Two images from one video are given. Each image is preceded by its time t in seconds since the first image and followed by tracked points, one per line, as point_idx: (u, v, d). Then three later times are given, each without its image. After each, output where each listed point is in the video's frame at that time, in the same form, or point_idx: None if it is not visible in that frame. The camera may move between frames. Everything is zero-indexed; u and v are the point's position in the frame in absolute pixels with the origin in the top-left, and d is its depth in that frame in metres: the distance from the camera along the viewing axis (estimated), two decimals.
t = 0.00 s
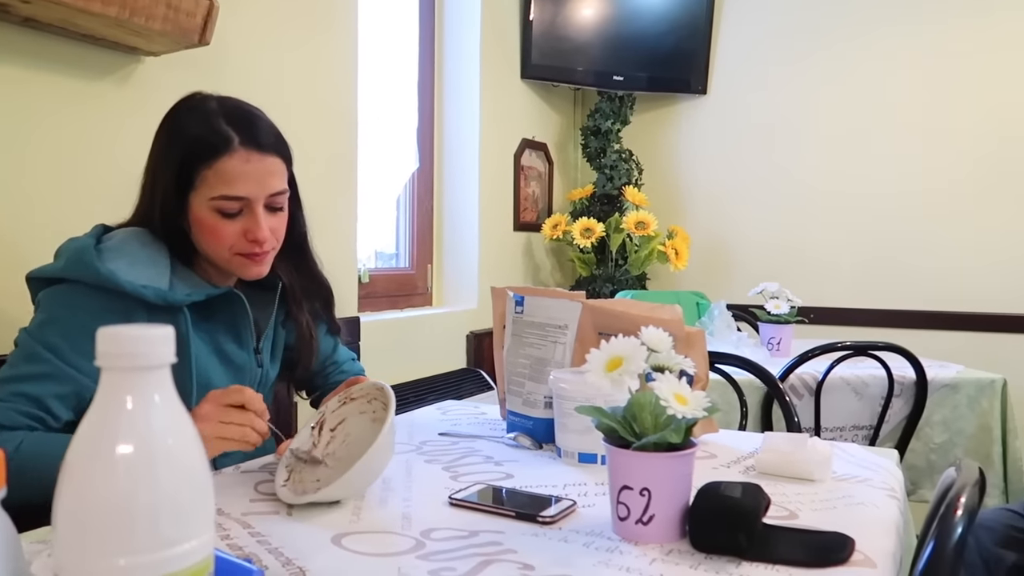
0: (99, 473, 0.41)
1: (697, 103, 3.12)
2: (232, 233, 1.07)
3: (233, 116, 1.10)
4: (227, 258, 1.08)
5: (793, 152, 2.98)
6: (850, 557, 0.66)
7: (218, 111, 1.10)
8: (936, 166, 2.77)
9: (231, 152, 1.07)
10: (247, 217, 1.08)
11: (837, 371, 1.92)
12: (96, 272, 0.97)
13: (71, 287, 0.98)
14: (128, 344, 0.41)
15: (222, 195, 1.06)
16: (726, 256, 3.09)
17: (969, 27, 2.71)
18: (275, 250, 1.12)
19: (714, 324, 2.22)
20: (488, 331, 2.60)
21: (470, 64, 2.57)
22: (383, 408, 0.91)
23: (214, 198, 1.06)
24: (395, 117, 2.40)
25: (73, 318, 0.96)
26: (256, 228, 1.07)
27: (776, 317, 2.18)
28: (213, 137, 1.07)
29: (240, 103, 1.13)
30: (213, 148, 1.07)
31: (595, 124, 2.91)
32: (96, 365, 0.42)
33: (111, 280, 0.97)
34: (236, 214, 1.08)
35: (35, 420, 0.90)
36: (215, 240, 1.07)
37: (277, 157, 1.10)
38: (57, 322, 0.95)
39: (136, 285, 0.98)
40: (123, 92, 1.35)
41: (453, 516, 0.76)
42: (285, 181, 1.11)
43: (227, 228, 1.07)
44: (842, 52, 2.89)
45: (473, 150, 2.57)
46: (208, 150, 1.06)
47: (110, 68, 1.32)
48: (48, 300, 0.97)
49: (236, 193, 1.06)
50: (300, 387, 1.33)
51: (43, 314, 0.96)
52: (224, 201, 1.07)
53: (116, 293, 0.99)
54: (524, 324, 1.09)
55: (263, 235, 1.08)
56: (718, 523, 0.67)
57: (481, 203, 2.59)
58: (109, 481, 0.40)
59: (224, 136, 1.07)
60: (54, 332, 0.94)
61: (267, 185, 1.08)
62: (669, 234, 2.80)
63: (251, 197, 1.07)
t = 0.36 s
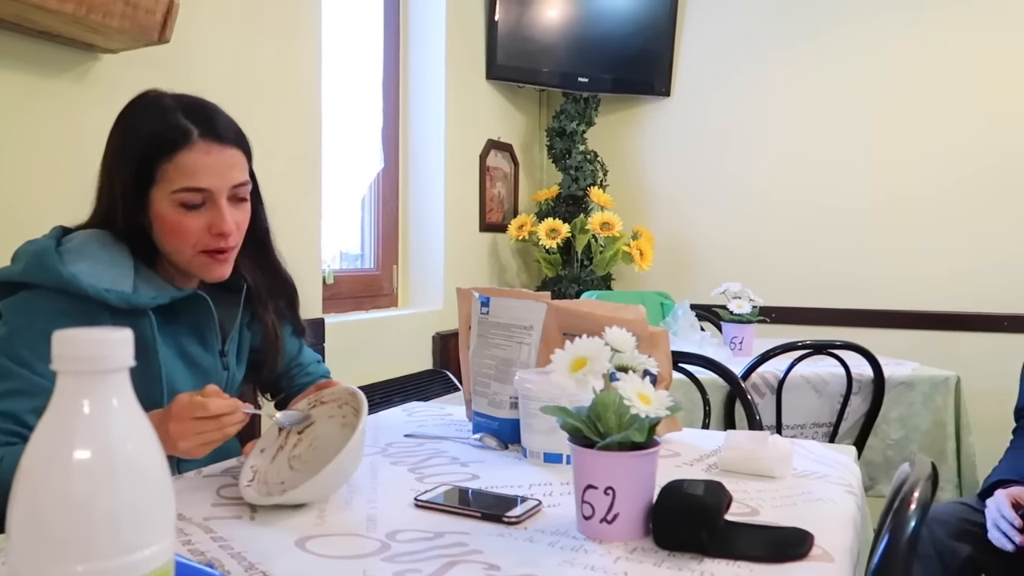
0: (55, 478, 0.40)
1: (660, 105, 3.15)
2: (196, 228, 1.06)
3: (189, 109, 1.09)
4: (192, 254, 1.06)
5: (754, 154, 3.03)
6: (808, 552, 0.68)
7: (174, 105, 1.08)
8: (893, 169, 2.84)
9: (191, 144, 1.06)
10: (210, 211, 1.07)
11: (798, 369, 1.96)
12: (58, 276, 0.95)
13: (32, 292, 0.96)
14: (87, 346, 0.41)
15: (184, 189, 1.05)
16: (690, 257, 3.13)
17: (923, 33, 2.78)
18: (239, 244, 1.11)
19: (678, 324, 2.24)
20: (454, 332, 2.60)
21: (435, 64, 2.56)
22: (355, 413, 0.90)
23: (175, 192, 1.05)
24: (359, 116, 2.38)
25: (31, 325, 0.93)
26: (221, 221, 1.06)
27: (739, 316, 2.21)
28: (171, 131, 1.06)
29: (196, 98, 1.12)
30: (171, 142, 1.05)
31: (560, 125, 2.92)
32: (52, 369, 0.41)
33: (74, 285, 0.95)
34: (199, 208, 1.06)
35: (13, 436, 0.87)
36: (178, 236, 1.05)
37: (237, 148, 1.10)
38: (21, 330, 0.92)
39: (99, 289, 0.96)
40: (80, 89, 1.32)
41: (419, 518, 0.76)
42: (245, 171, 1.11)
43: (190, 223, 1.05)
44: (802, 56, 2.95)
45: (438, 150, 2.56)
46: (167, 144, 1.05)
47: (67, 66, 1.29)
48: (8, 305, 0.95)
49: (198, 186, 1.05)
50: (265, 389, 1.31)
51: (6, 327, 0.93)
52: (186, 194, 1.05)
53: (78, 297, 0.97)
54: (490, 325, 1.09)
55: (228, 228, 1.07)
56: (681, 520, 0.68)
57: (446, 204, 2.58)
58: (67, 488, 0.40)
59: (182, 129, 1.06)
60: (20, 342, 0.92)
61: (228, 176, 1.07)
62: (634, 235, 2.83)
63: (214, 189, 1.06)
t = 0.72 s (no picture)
0: (11, 483, 0.40)
1: (627, 107, 3.18)
2: (163, 221, 1.04)
3: (151, 104, 1.07)
4: (158, 248, 1.05)
5: (719, 156, 3.07)
6: (771, 549, 0.69)
7: (135, 99, 1.07)
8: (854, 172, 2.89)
9: (155, 138, 1.05)
10: (176, 204, 1.05)
11: (762, 368, 1.99)
12: (14, 278, 0.94)
13: None
14: (43, 351, 0.42)
15: (149, 182, 1.03)
16: (657, 258, 3.15)
17: (883, 39, 2.84)
18: (205, 239, 1.10)
19: (645, 325, 2.26)
20: (423, 334, 2.59)
21: (403, 66, 2.56)
22: (321, 417, 0.89)
23: (140, 185, 1.03)
24: (326, 117, 2.36)
25: None
26: (187, 215, 1.05)
27: (705, 317, 2.23)
28: (134, 125, 1.04)
29: (157, 95, 1.10)
30: (135, 136, 1.04)
31: (528, 127, 2.93)
32: (7, 377, 0.42)
33: (31, 287, 0.94)
34: (164, 202, 1.05)
35: None
36: (143, 230, 1.04)
37: (202, 143, 1.09)
38: None
39: (55, 291, 0.95)
40: (37, 88, 1.29)
41: (386, 521, 0.76)
42: (210, 166, 1.10)
43: (156, 217, 1.04)
44: (766, 61, 2.99)
45: (405, 152, 2.56)
46: (130, 138, 1.04)
47: (24, 64, 1.26)
48: None
49: (163, 179, 1.04)
50: (229, 393, 1.29)
51: None
52: (151, 187, 1.04)
53: (35, 301, 0.96)
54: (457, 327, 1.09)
55: (194, 221, 1.06)
56: (648, 519, 0.68)
57: (414, 205, 2.57)
58: (22, 494, 0.40)
59: (146, 123, 1.05)
60: None
61: (194, 170, 1.06)
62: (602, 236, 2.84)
63: (180, 182, 1.05)
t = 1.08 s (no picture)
0: None
1: (603, 111, 3.19)
2: (135, 220, 1.03)
3: (125, 104, 1.06)
4: (131, 247, 1.03)
5: (694, 159, 3.09)
6: (745, 548, 0.69)
7: (107, 99, 1.06)
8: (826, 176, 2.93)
9: (128, 137, 1.03)
10: (149, 202, 1.04)
11: (738, 369, 2.00)
12: None
13: None
14: (12, 356, 0.41)
15: (122, 181, 1.02)
16: (633, 260, 3.17)
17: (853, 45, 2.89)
18: (180, 239, 1.08)
19: (621, 327, 2.28)
20: (399, 337, 2.58)
21: (378, 68, 2.55)
22: (297, 421, 0.89)
23: (112, 184, 1.02)
24: (301, 119, 2.35)
25: None
26: (160, 214, 1.04)
27: (680, 319, 2.25)
28: (107, 124, 1.03)
29: (130, 95, 1.09)
30: (107, 135, 1.02)
31: (504, 129, 2.93)
32: None
33: None
34: (138, 200, 1.04)
35: None
36: (116, 229, 1.02)
37: (176, 143, 1.08)
38: None
39: (23, 294, 0.93)
40: (4, 88, 1.27)
41: (362, 524, 0.76)
42: (183, 166, 1.09)
43: (129, 215, 1.02)
44: (739, 65, 3.02)
45: (381, 154, 2.55)
46: (102, 137, 1.02)
47: None
48: None
49: (137, 177, 1.02)
50: (202, 398, 1.28)
51: None
52: (124, 187, 1.02)
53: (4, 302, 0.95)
54: (434, 330, 1.08)
55: (168, 220, 1.04)
56: (623, 520, 0.69)
57: (390, 208, 2.56)
58: None
59: (119, 122, 1.04)
60: None
61: (168, 169, 1.05)
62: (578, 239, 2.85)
63: (153, 181, 1.04)
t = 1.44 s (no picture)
0: None
1: (598, 113, 3.20)
2: (133, 221, 1.02)
3: (121, 106, 1.06)
4: (128, 249, 1.03)
5: (689, 161, 3.09)
6: (743, 550, 0.69)
7: (103, 101, 1.05)
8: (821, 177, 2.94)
9: (126, 139, 1.03)
10: (146, 204, 1.03)
11: (734, 371, 2.00)
12: None
13: None
14: (8, 359, 0.41)
15: (120, 182, 1.02)
16: (628, 262, 3.18)
17: (847, 47, 2.90)
18: (177, 241, 1.08)
19: (618, 329, 2.28)
20: (396, 340, 2.57)
21: (373, 71, 2.55)
22: (295, 424, 0.88)
23: (109, 185, 1.01)
24: (296, 122, 2.34)
25: None
26: (158, 215, 1.03)
27: (677, 320, 2.25)
28: (104, 126, 1.03)
29: (126, 98, 1.08)
30: (105, 137, 1.02)
31: (500, 132, 2.94)
32: None
33: None
34: (135, 202, 1.03)
35: None
36: (112, 230, 1.02)
37: (174, 145, 1.08)
38: None
39: (17, 298, 0.92)
40: None
41: (360, 527, 0.75)
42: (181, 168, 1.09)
43: (126, 217, 1.02)
44: (734, 68, 3.03)
45: (377, 156, 2.55)
46: (99, 139, 1.02)
47: None
48: None
49: (134, 179, 1.02)
50: (198, 401, 1.28)
51: None
52: (122, 188, 1.02)
53: None
54: (430, 332, 1.08)
55: (165, 221, 1.04)
56: (621, 522, 0.69)
57: (385, 211, 2.56)
58: None
59: (116, 124, 1.03)
60: None
61: (166, 170, 1.05)
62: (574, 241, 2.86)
63: (151, 182, 1.03)
